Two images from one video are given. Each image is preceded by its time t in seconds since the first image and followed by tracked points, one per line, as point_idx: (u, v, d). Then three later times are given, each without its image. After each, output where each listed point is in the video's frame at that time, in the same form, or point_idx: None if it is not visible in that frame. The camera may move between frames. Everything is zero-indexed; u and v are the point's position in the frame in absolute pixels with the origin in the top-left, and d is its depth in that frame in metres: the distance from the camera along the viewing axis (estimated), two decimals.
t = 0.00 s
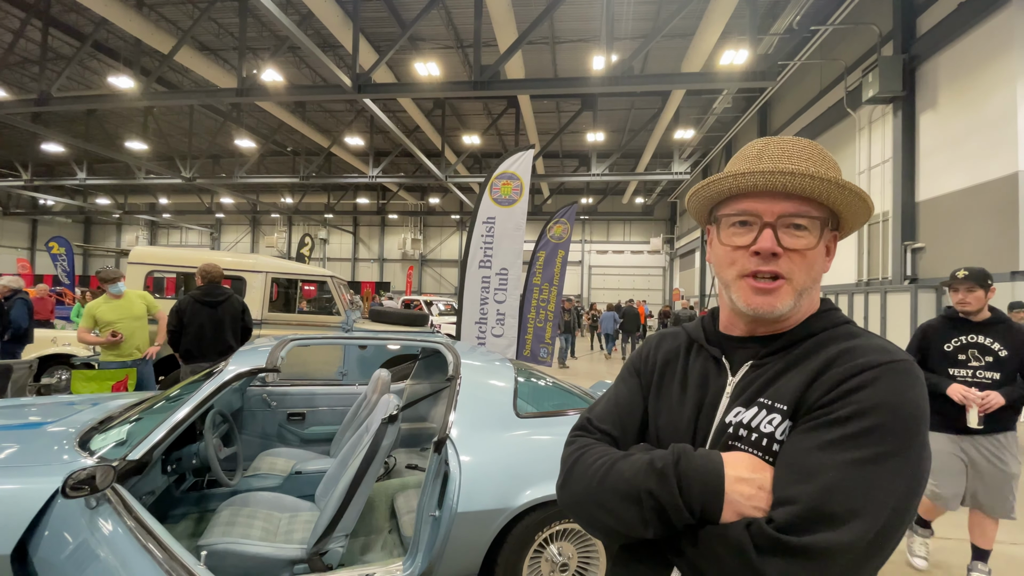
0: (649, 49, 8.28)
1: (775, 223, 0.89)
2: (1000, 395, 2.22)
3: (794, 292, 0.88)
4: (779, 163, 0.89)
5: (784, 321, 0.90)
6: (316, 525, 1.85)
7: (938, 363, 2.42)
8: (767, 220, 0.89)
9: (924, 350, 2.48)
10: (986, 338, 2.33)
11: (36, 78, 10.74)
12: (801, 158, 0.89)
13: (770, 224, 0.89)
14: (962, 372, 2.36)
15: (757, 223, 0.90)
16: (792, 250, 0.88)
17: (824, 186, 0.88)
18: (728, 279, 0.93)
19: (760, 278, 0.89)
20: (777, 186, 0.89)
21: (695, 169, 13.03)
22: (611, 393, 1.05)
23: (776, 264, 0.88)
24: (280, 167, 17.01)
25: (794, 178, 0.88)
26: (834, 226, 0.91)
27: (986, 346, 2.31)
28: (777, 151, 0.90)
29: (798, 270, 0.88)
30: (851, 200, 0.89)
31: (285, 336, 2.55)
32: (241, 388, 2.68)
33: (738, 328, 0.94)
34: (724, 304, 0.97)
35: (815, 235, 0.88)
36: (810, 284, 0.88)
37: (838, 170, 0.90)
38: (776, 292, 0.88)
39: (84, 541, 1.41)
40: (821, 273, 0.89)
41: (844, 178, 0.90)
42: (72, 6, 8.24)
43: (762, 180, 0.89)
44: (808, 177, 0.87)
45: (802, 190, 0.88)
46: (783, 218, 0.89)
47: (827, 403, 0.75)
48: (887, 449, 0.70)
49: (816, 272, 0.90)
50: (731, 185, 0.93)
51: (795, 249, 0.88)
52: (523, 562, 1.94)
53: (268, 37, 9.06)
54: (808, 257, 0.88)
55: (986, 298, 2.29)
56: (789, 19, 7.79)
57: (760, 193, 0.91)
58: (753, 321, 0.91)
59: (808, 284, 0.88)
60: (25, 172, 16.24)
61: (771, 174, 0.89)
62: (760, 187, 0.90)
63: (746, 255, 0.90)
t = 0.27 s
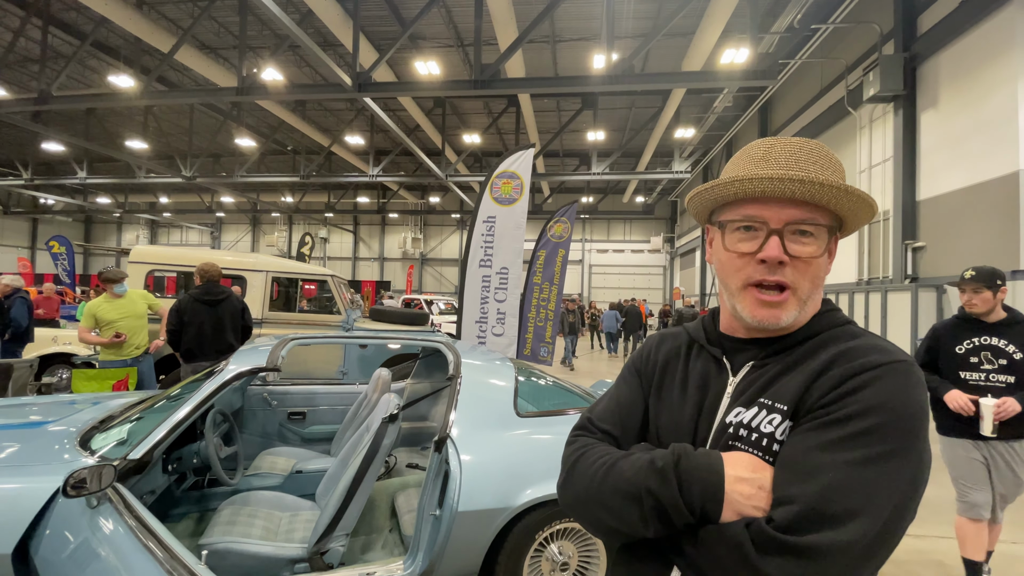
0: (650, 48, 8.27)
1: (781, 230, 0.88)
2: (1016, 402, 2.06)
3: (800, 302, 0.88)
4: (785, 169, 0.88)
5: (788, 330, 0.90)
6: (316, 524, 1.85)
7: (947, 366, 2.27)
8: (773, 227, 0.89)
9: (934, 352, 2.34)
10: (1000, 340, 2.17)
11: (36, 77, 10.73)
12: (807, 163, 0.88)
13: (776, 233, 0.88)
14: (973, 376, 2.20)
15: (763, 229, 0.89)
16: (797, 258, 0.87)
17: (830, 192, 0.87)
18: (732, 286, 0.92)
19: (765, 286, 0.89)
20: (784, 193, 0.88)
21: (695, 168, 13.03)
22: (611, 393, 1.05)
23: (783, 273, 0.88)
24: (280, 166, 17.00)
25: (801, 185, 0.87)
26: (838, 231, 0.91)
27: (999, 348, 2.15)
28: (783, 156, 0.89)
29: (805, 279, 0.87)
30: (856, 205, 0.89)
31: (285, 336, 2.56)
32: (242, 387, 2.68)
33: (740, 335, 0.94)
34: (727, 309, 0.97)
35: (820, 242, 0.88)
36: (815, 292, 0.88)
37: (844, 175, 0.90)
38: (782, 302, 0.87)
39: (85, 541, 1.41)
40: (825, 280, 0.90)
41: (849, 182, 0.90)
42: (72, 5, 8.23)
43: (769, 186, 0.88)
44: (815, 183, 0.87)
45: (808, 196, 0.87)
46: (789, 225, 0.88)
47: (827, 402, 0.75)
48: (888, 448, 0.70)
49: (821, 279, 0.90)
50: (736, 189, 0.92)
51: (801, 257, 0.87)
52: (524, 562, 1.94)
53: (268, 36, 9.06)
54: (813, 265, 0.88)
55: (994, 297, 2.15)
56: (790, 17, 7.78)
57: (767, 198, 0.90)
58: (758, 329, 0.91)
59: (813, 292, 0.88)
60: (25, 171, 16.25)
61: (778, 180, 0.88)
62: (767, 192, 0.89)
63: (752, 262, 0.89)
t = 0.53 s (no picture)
0: (650, 46, 8.26)
1: (783, 217, 0.88)
2: None
3: (801, 290, 0.87)
4: (787, 156, 0.88)
5: (790, 319, 0.89)
6: (316, 523, 1.84)
7: (955, 374, 2.16)
8: (775, 214, 0.88)
9: (938, 359, 2.24)
10: (1006, 342, 2.07)
11: (36, 76, 10.72)
12: (809, 150, 0.88)
13: (778, 219, 0.88)
14: (982, 381, 2.09)
15: (764, 217, 0.89)
16: (799, 245, 0.87)
17: (831, 179, 0.87)
18: (733, 275, 0.92)
19: (765, 274, 0.89)
20: (786, 180, 0.88)
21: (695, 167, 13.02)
22: (612, 390, 1.04)
23: (784, 260, 0.87)
24: (280, 164, 16.99)
25: (803, 172, 0.87)
26: (842, 221, 0.90)
27: (1007, 351, 2.04)
28: (784, 145, 0.89)
29: (807, 266, 0.87)
30: (859, 195, 0.88)
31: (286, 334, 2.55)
32: (242, 385, 2.68)
33: (742, 326, 0.94)
34: (728, 300, 0.96)
35: (822, 230, 0.88)
36: (817, 281, 0.88)
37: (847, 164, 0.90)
38: (783, 289, 0.87)
39: (84, 539, 1.41)
40: (828, 269, 0.89)
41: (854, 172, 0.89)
42: (71, 3, 8.21)
43: (771, 174, 0.88)
44: (818, 171, 0.86)
45: (810, 183, 0.87)
46: (792, 212, 0.88)
47: (831, 401, 0.75)
48: (892, 447, 0.69)
49: (824, 269, 0.89)
50: (738, 178, 0.92)
51: (803, 244, 0.87)
52: (524, 560, 1.93)
53: (268, 35, 9.04)
54: (816, 253, 0.87)
55: (991, 300, 2.07)
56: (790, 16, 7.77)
57: (769, 186, 0.90)
58: (758, 318, 0.91)
59: (815, 281, 0.87)
60: (25, 170, 16.24)
61: (779, 167, 0.88)
62: (768, 180, 0.89)
63: (753, 250, 0.89)
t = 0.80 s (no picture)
0: (650, 45, 8.25)
1: (778, 208, 0.88)
2: None
3: (797, 280, 0.86)
4: (783, 147, 0.88)
5: (787, 312, 0.89)
6: (316, 521, 1.84)
7: (959, 376, 2.14)
8: (770, 204, 0.88)
9: (943, 362, 2.22)
10: (1006, 337, 2.05)
11: (35, 75, 10.72)
12: (805, 142, 0.88)
13: (774, 208, 0.88)
14: (986, 381, 2.07)
15: (760, 207, 0.89)
16: (795, 235, 0.86)
17: (828, 170, 0.87)
18: (730, 267, 0.92)
19: (762, 264, 0.89)
20: (783, 170, 0.88)
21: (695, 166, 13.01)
22: (614, 388, 1.04)
23: (779, 249, 0.87)
24: (280, 164, 16.99)
25: (799, 161, 0.87)
26: (842, 213, 0.90)
27: (1009, 347, 2.02)
28: (781, 137, 0.89)
29: (802, 256, 0.86)
30: (857, 185, 0.88)
31: (286, 333, 2.55)
32: (242, 384, 2.68)
33: (743, 320, 0.93)
34: (729, 293, 0.96)
35: (820, 220, 0.87)
36: (814, 272, 0.87)
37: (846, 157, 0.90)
38: (777, 280, 0.87)
39: (84, 538, 1.41)
40: (828, 260, 0.88)
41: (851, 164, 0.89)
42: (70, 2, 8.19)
43: (766, 165, 0.89)
44: (811, 161, 0.87)
45: (806, 173, 0.87)
46: (787, 202, 0.88)
47: (832, 400, 0.75)
48: (895, 447, 0.69)
49: (822, 260, 0.88)
50: (733, 171, 0.93)
51: (799, 234, 0.86)
52: (525, 559, 1.93)
53: (268, 33, 9.03)
54: (813, 242, 0.86)
55: (985, 296, 2.07)
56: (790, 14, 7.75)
57: (764, 177, 0.90)
58: (756, 311, 0.90)
59: (811, 271, 0.87)
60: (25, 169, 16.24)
61: (775, 158, 0.88)
62: (763, 171, 0.89)
63: (749, 240, 0.89)
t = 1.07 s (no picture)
0: (650, 44, 8.25)
1: (771, 211, 0.88)
2: None
3: (791, 282, 0.87)
4: (777, 150, 0.88)
5: (782, 314, 0.89)
6: (316, 521, 1.85)
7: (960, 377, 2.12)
8: (763, 208, 0.89)
9: (945, 363, 2.20)
10: (1006, 337, 2.03)
11: (35, 74, 10.72)
12: (799, 145, 0.89)
13: (766, 212, 0.88)
14: (985, 381, 2.05)
15: (754, 211, 0.90)
16: (788, 238, 0.87)
17: (821, 172, 0.87)
18: (725, 270, 0.92)
19: (756, 267, 0.89)
20: (775, 173, 0.88)
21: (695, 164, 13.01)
22: (611, 389, 1.05)
23: (772, 252, 0.87)
24: (280, 163, 16.98)
25: (791, 165, 0.87)
26: (837, 215, 0.90)
27: (1008, 347, 2.00)
28: (774, 140, 0.90)
29: (795, 259, 0.87)
30: (851, 187, 0.88)
31: (286, 333, 2.56)
32: (242, 384, 2.68)
33: (739, 323, 0.94)
34: (725, 297, 0.96)
35: (813, 223, 0.87)
36: (809, 274, 0.87)
37: (840, 159, 0.90)
38: (771, 282, 0.87)
39: (84, 537, 1.42)
40: (822, 263, 0.88)
41: (846, 165, 0.89)
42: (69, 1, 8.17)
43: (759, 168, 0.89)
44: (805, 164, 0.87)
45: (799, 176, 0.87)
46: (780, 205, 0.88)
47: (829, 402, 0.75)
48: (890, 449, 0.69)
49: (817, 263, 0.88)
50: (728, 174, 0.93)
51: (792, 237, 0.87)
52: (524, 559, 1.94)
53: (267, 32, 9.01)
54: (807, 245, 0.87)
55: (984, 294, 2.05)
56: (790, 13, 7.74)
57: (758, 180, 0.90)
58: (751, 314, 0.91)
59: (805, 274, 0.87)
60: (24, 169, 16.24)
61: (768, 161, 0.88)
62: (757, 175, 0.90)
63: (742, 243, 0.89)
